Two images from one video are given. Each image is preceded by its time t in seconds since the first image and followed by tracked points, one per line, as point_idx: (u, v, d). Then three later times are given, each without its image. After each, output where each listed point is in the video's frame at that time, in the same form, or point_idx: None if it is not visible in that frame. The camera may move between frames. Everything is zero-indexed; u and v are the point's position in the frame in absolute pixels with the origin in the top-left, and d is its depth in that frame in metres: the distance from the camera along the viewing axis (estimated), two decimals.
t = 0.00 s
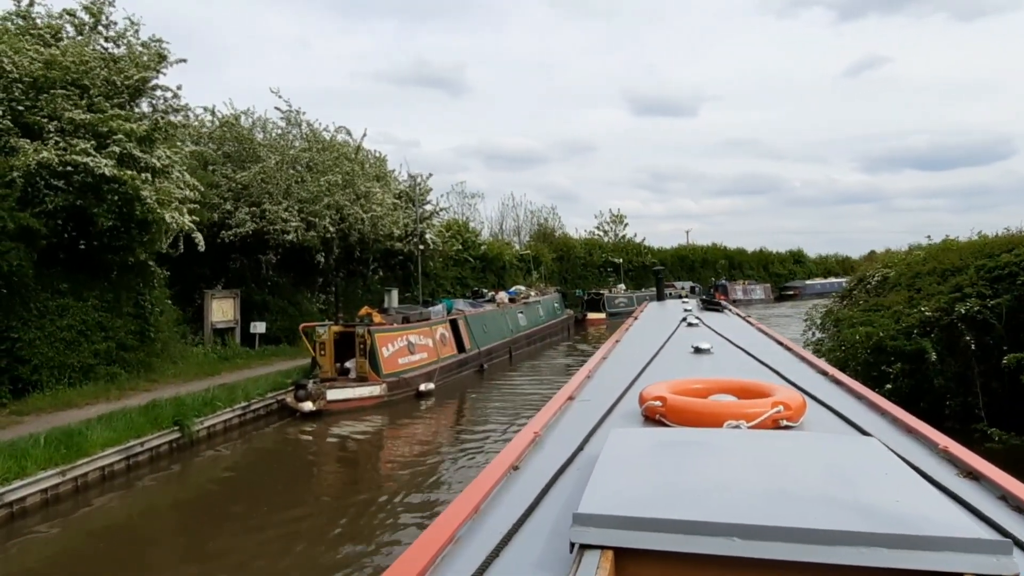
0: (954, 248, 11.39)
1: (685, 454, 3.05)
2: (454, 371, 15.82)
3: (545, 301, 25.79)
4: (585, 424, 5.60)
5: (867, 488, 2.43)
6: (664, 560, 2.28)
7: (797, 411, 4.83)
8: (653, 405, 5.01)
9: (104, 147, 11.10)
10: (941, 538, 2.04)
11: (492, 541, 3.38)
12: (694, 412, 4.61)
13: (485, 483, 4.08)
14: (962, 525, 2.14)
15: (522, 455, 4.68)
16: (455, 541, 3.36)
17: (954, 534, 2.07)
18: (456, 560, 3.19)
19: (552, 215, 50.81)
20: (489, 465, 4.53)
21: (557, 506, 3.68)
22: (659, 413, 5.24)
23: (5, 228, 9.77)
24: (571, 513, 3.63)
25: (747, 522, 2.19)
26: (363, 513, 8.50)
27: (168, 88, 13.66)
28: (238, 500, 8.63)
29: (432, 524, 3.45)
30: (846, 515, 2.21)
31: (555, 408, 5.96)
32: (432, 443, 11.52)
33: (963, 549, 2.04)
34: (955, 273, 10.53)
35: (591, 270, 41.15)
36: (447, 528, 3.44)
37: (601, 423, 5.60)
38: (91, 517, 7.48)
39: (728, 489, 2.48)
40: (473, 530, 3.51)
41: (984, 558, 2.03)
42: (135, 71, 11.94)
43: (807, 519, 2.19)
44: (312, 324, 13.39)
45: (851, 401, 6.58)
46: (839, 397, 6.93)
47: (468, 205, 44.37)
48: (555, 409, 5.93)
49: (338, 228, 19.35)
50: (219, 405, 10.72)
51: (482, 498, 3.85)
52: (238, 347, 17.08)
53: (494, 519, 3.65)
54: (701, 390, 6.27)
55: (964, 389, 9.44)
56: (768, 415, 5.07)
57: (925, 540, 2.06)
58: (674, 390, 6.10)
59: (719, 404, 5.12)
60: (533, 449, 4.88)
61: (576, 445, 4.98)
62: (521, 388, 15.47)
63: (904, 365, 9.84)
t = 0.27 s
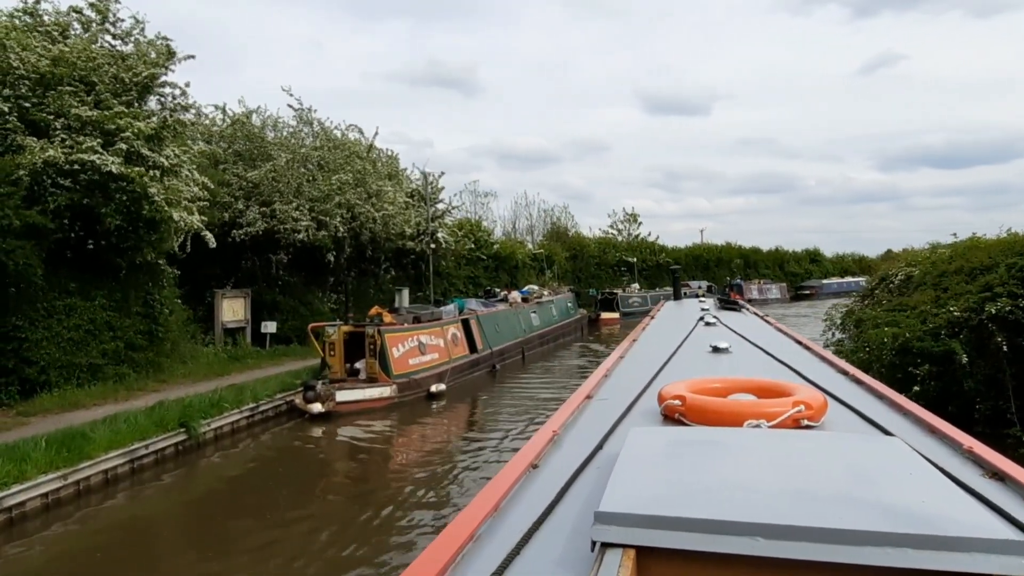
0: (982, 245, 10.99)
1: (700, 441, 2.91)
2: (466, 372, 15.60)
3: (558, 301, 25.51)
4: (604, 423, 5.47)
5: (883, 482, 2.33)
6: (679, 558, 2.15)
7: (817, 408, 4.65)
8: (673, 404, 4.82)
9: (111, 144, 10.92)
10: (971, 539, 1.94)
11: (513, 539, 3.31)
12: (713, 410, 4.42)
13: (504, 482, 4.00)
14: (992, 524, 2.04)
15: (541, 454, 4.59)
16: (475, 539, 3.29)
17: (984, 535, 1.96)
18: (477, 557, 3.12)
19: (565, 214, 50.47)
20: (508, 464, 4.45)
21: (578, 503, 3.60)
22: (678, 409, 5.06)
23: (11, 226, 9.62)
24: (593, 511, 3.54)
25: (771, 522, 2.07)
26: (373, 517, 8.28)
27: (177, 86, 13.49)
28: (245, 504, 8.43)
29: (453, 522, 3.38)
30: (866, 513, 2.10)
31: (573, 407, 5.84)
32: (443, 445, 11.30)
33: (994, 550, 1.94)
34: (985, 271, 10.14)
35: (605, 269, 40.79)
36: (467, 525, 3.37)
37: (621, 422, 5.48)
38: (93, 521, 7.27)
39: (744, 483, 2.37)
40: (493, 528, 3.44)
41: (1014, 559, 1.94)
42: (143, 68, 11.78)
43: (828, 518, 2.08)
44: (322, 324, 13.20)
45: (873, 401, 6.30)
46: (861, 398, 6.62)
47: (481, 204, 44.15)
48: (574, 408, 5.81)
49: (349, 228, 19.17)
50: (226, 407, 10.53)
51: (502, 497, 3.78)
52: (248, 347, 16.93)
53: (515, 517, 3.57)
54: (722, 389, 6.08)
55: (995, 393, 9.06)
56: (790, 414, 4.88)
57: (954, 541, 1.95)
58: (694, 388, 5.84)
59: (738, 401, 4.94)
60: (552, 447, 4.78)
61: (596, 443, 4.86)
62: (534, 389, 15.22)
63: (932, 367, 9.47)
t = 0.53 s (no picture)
0: (1012, 243, 10.60)
1: (723, 443, 2.90)
2: (477, 374, 15.37)
3: (571, 301, 25.20)
4: (623, 424, 5.45)
5: (905, 485, 2.32)
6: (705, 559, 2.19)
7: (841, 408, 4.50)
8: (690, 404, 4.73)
9: (117, 143, 10.80)
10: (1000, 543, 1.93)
11: (531, 541, 3.35)
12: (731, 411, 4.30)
13: (522, 484, 4.04)
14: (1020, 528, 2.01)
15: (561, 455, 4.60)
16: (494, 541, 3.35)
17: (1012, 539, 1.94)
18: (498, 559, 3.18)
19: (578, 213, 50.04)
20: (527, 465, 4.48)
21: (597, 504, 3.60)
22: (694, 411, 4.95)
23: (16, 225, 9.51)
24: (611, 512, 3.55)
25: (794, 523, 2.09)
26: (382, 522, 8.08)
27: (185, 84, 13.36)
28: (253, 508, 8.24)
29: (473, 524, 3.45)
30: (888, 516, 2.10)
31: (591, 408, 5.82)
32: (455, 448, 11.10)
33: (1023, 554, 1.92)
34: (1015, 270, 9.76)
35: (618, 269, 40.38)
36: (486, 527, 3.43)
37: (641, 422, 5.44)
38: (95, 527, 7.09)
39: (767, 485, 2.39)
40: (513, 527, 3.49)
41: None
42: (150, 66, 11.64)
43: (850, 520, 2.09)
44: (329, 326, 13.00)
45: (897, 403, 6.07)
46: (883, 399, 6.34)
47: (493, 203, 43.82)
48: (592, 409, 5.80)
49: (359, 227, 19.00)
50: (234, 409, 10.35)
51: (521, 498, 3.82)
52: (259, 348, 16.79)
53: (534, 519, 3.61)
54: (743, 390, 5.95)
55: None
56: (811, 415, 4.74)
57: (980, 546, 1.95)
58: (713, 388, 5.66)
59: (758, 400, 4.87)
60: (571, 448, 4.80)
61: (616, 444, 4.85)
62: (547, 391, 14.97)
63: (960, 370, 9.10)
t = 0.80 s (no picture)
0: None
1: (743, 444, 2.81)
2: (490, 375, 15.14)
3: (585, 301, 24.89)
4: (643, 425, 5.41)
5: (938, 485, 2.17)
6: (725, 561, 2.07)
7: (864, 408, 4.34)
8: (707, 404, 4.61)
9: (124, 140, 10.69)
10: None
11: (555, 538, 3.32)
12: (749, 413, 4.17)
13: (544, 482, 4.00)
14: None
15: (581, 455, 4.57)
16: (518, 537, 3.31)
17: None
18: (521, 555, 3.14)
19: (593, 212, 49.66)
20: (547, 465, 4.45)
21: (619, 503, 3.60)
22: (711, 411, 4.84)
23: (21, 224, 9.40)
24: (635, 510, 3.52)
25: (816, 524, 1.96)
26: (388, 527, 7.87)
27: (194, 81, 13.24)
28: (259, 513, 8.06)
29: (496, 520, 3.42)
30: (917, 518, 1.96)
31: (611, 407, 5.80)
32: (465, 450, 10.88)
33: None
34: None
35: (633, 268, 40.01)
36: (510, 524, 3.40)
37: (660, 423, 5.41)
38: (95, 534, 6.91)
39: (789, 485, 2.26)
40: (536, 525, 3.47)
41: None
42: (157, 62, 11.52)
43: (876, 520, 1.96)
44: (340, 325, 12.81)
45: (921, 406, 5.81)
46: (907, 401, 6.09)
47: (507, 202, 43.60)
48: (611, 410, 5.76)
49: (371, 226, 18.82)
50: (241, 411, 10.18)
51: (543, 496, 3.79)
52: (270, 348, 16.66)
53: (556, 516, 3.58)
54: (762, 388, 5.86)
55: None
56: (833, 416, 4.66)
57: None
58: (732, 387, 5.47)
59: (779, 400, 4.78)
60: (591, 447, 4.76)
61: (636, 445, 4.82)
62: (560, 393, 14.71)
63: (991, 374, 8.68)
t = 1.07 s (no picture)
0: None
1: (764, 445, 2.91)
2: (504, 377, 14.90)
3: (600, 301, 24.56)
4: (663, 426, 5.45)
5: (953, 488, 2.32)
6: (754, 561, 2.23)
7: (885, 413, 4.46)
8: (731, 405, 4.72)
9: (132, 139, 10.59)
10: None
11: (577, 539, 3.40)
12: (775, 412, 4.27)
13: (565, 483, 4.08)
14: None
15: (601, 456, 4.64)
16: (540, 537, 3.40)
17: None
18: (544, 554, 3.23)
19: (608, 212, 49.18)
20: (568, 465, 4.52)
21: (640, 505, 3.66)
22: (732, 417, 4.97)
23: (28, 224, 9.34)
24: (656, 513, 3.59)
25: (841, 527, 2.11)
26: (398, 533, 7.70)
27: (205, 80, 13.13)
28: (268, 518, 7.87)
29: (519, 519, 3.51)
30: (935, 521, 2.10)
31: (630, 409, 5.84)
32: (478, 453, 10.69)
33: None
34: None
35: (649, 268, 39.55)
36: (532, 525, 3.49)
37: (680, 425, 5.43)
38: (98, 540, 6.74)
39: (812, 488, 2.41)
40: (558, 523, 3.55)
41: None
42: (167, 61, 11.40)
43: (897, 523, 2.10)
44: (351, 327, 12.62)
45: (946, 408, 5.57)
46: (933, 404, 5.85)
47: (521, 202, 43.24)
48: (631, 411, 5.80)
49: (383, 226, 18.65)
50: (250, 414, 10.02)
51: (565, 496, 3.87)
52: (282, 349, 16.53)
53: (577, 517, 3.66)
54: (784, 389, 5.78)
55: None
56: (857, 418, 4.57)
57: None
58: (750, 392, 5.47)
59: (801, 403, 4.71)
60: (611, 448, 4.82)
61: (656, 446, 4.86)
62: (575, 396, 14.46)
63: None
